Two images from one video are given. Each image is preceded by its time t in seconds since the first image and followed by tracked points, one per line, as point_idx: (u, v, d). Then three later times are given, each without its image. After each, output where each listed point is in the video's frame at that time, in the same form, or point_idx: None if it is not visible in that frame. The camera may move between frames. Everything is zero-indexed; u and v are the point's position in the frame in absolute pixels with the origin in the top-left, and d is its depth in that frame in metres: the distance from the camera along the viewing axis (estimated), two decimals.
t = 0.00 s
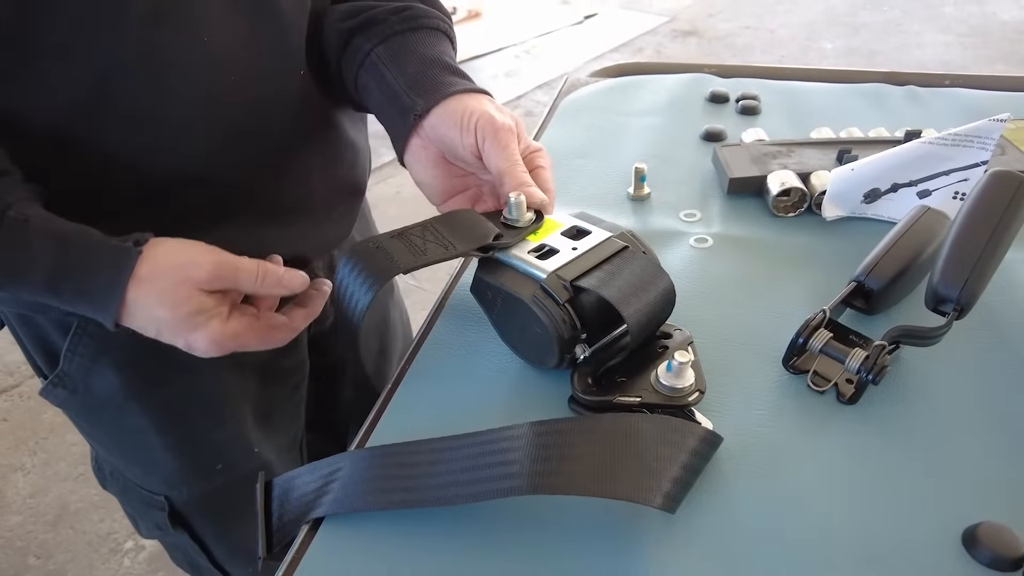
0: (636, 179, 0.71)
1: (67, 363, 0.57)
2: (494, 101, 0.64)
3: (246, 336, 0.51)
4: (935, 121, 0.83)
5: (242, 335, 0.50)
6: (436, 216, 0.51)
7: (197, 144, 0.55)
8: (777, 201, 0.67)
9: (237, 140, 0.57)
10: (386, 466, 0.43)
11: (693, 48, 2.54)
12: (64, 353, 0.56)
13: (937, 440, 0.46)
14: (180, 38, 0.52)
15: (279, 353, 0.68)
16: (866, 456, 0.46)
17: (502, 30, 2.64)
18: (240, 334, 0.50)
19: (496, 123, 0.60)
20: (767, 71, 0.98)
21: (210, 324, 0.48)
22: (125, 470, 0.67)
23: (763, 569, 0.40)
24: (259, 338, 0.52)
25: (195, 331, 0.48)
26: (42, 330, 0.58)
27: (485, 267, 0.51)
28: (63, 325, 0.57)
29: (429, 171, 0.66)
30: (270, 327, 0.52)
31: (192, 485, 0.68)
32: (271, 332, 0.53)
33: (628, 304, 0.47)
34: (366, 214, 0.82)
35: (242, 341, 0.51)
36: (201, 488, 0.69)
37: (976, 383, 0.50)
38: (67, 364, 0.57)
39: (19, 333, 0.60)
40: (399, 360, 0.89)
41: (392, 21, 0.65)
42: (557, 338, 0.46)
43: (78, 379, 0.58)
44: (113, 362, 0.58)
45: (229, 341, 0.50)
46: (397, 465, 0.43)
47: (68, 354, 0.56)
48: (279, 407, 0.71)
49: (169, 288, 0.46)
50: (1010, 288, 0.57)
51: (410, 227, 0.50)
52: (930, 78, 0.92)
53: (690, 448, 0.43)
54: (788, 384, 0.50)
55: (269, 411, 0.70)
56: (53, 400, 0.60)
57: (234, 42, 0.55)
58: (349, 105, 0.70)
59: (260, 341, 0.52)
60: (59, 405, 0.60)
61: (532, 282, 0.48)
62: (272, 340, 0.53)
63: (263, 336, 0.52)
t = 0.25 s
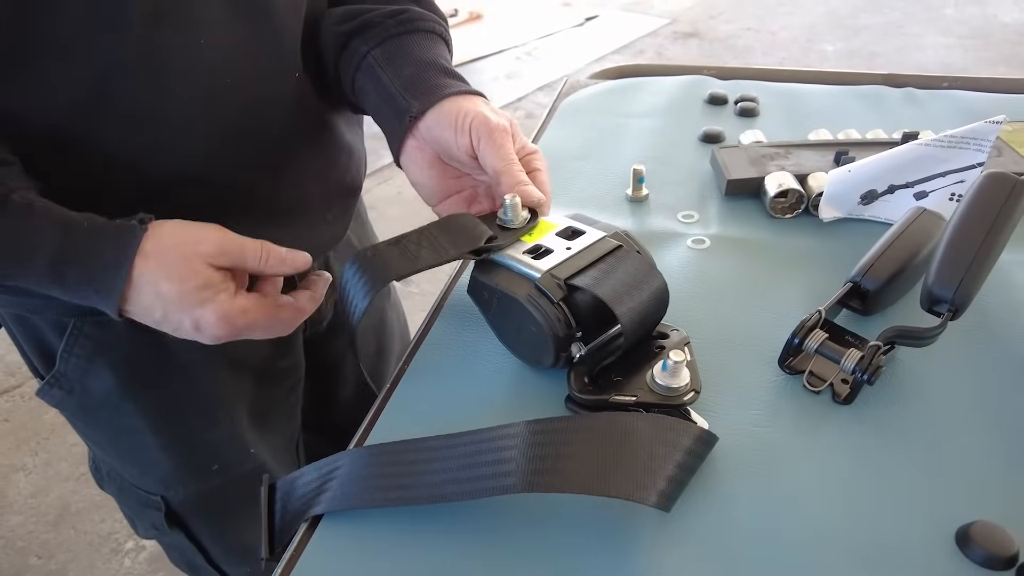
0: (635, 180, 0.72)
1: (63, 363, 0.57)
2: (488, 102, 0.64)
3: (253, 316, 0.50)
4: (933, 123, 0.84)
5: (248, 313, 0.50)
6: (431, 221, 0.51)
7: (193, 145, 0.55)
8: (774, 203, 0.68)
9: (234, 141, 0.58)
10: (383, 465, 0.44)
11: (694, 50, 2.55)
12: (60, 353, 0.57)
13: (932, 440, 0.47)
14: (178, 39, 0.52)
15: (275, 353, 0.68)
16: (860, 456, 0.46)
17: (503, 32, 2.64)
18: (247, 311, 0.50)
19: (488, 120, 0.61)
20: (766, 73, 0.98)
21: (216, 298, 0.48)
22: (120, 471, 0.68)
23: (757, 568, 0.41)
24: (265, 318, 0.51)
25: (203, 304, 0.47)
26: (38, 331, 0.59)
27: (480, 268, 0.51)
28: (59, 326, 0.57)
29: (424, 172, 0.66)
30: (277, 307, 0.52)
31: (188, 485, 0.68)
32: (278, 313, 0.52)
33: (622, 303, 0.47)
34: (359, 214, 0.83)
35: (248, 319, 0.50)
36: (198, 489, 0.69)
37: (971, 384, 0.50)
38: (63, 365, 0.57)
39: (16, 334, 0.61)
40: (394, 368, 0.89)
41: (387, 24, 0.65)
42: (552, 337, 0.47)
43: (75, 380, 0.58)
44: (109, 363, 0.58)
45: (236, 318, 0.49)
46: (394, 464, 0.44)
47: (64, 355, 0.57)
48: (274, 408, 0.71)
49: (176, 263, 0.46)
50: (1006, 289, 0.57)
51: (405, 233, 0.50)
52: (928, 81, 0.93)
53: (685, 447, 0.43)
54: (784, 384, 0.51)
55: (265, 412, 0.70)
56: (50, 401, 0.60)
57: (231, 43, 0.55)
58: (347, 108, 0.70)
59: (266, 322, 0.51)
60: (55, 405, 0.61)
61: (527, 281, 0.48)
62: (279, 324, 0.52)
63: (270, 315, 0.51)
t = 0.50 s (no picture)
0: (633, 182, 0.72)
1: (60, 365, 0.58)
2: (479, 107, 0.64)
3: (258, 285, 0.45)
4: (933, 125, 0.84)
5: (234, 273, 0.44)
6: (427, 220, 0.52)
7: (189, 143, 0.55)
8: (773, 205, 0.68)
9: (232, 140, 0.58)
10: (380, 466, 0.44)
11: (696, 52, 2.55)
12: (57, 355, 0.57)
13: (929, 444, 0.46)
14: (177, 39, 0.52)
15: (274, 355, 0.68)
16: (858, 459, 0.46)
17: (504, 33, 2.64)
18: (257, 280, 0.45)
19: (479, 126, 0.61)
20: (765, 75, 0.98)
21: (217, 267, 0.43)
22: (117, 473, 0.68)
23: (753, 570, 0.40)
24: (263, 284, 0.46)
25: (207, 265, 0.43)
26: (35, 333, 0.59)
27: (474, 269, 0.51)
28: (56, 328, 0.57)
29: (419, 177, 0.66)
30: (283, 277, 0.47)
31: (185, 487, 0.68)
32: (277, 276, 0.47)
33: (615, 304, 0.47)
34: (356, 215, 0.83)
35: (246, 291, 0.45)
36: (195, 491, 0.69)
37: (969, 387, 0.50)
38: (60, 367, 0.58)
39: (13, 336, 0.61)
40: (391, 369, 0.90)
41: (381, 29, 0.65)
42: (547, 337, 0.47)
43: (72, 382, 0.59)
44: (106, 365, 0.58)
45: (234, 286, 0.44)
46: (391, 466, 0.44)
47: (61, 357, 0.57)
48: (272, 409, 0.71)
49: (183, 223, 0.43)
50: (1003, 291, 0.57)
51: (399, 236, 0.50)
52: (928, 83, 0.93)
53: (681, 450, 0.43)
54: (781, 387, 0.51)
55: (262, 415, 0.70)
56: (48, 403, 0.61)
57: (228, 44, 0.55)
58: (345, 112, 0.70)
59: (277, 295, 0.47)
60: (53, 407, 0.61)
61: (521, 282, 0.48)
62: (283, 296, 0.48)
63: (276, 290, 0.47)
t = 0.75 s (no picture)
0: (636, 184, 0.71)
1: (54, 366, 0.57)
2: (472, 112, 0.65)
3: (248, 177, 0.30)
4: (937, 127, 0.83)
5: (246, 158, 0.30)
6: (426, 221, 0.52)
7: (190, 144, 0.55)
8: (775, 207, 0.68)
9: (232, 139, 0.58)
10: (380, 467, 0.44)
11: (700, 53, 2.54)
12: (51, 356, 0.57)
13: (931, 448, 0.46)
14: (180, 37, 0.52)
15: (270, 357, 0.68)
16: (860, 462, 0.45)
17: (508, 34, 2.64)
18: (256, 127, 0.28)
19: (470, 134, 0.61)
20: (768, 76, 0.98)
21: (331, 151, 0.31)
22: (113, 474, 0.68)
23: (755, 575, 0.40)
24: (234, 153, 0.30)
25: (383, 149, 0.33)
26: (30, 333, 0.59)
27: (473, 270, 0.51)
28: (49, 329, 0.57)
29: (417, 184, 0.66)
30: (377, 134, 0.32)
31: (178, 490, 0.68)
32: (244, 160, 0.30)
33: (614, 305, 0.47)
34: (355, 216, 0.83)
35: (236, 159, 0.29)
36: (190, 493, 0.68)
37: (973, 390, 0.50)
38: (54, 368, 0.57)
39: (10, 337, 0.61)
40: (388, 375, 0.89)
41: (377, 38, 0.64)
42: (546, 338, 0.46)
43: (67, 382, 0.58)
44: (100, 366, 0.58)
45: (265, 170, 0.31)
46: (390, 468, 0.44)
47: (55, 358, 0.57)
48: (270, 411, 0.71)
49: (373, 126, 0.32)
50: (1007, 294, 0.57)
51: (397, 237, 0.50)
52: (932, 84, 0.92)
53: (681, 454, 0.43)
54: (783, 390, 0.50)
55: (258, 418, 0.70)
56: (43, 404, 0.61)
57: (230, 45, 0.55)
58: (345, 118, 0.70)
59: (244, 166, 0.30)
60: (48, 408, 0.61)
61: (520, 283, 0.48)
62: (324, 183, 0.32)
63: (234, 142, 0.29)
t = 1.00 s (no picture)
0: (634, 185, 0.71)
1: (40, 364, 0.57)
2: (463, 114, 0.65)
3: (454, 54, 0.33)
4: (938, 129, 0.83)
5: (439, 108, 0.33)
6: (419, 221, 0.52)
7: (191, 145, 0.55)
8: (775, 208, 0.67)
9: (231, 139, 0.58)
10: (374, 467, 0.44)
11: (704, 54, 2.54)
12: (37, 354, 0.56)
13: (927, 450, 0.46)
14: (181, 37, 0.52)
15: (258, 358, 0.69)
16: (855, 464, 0.45)
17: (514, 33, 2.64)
18: (659, 115, 0.36)
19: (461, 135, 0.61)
20: (770, 77, 0.97)
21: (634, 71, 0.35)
22: (102, 472, 0.68)
23: None
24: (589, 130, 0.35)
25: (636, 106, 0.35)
26: (16, 333, 0.58)
27: (468, 271, 0.51)
28: (35, 327, 0.56)
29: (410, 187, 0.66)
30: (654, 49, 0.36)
31: (165, 489, 0.68)
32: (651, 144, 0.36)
33: (607, 304, 0.47)
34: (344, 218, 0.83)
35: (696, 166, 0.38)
36: (176, 491, 0.69)
37: (970, 393, 0.50)
38: (39, 365, 0.57)
39: None
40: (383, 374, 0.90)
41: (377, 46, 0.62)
42: (540, 337, 0.47)
43: (52, 380, 0.58)
44: (86, 365, 0.58)
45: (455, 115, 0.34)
46: (385, 467, 0.44)
47: (40, 356, 0.56)
48: (257, 409, 0.71)
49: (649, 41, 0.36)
50: (1006, 296, 0.56)
51: (392, 238, 0.50)
52: (935, 85, 0.92)
53: (675, 455, 0.43)
54: (780, 391, 0.50)
55: (245, 417, 0.70)
56: (31, 401, 0.61)
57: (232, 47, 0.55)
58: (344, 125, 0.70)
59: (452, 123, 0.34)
60: (36, 406, 0.61)
61: (514, 283, 0.48)
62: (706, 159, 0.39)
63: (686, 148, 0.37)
